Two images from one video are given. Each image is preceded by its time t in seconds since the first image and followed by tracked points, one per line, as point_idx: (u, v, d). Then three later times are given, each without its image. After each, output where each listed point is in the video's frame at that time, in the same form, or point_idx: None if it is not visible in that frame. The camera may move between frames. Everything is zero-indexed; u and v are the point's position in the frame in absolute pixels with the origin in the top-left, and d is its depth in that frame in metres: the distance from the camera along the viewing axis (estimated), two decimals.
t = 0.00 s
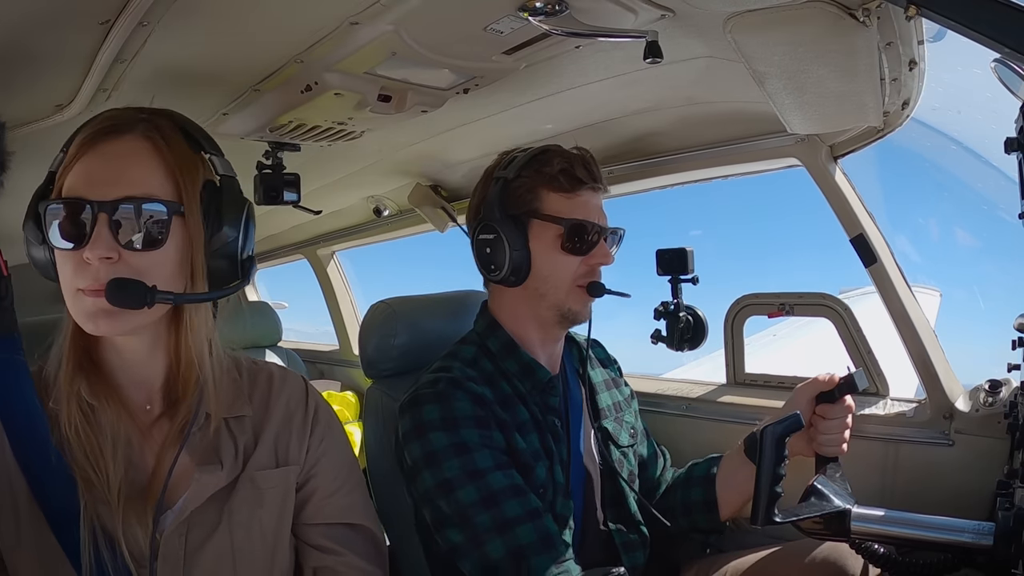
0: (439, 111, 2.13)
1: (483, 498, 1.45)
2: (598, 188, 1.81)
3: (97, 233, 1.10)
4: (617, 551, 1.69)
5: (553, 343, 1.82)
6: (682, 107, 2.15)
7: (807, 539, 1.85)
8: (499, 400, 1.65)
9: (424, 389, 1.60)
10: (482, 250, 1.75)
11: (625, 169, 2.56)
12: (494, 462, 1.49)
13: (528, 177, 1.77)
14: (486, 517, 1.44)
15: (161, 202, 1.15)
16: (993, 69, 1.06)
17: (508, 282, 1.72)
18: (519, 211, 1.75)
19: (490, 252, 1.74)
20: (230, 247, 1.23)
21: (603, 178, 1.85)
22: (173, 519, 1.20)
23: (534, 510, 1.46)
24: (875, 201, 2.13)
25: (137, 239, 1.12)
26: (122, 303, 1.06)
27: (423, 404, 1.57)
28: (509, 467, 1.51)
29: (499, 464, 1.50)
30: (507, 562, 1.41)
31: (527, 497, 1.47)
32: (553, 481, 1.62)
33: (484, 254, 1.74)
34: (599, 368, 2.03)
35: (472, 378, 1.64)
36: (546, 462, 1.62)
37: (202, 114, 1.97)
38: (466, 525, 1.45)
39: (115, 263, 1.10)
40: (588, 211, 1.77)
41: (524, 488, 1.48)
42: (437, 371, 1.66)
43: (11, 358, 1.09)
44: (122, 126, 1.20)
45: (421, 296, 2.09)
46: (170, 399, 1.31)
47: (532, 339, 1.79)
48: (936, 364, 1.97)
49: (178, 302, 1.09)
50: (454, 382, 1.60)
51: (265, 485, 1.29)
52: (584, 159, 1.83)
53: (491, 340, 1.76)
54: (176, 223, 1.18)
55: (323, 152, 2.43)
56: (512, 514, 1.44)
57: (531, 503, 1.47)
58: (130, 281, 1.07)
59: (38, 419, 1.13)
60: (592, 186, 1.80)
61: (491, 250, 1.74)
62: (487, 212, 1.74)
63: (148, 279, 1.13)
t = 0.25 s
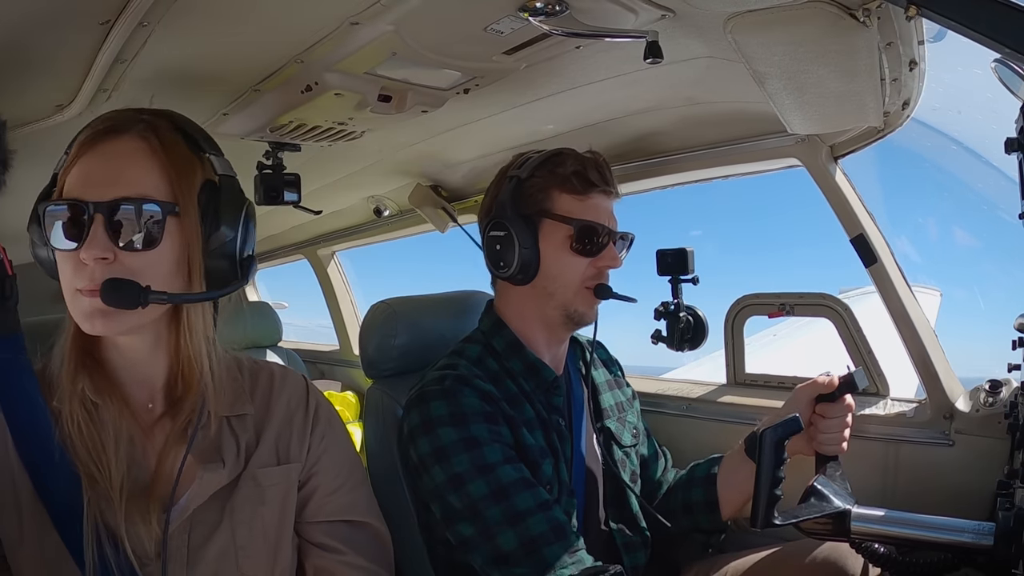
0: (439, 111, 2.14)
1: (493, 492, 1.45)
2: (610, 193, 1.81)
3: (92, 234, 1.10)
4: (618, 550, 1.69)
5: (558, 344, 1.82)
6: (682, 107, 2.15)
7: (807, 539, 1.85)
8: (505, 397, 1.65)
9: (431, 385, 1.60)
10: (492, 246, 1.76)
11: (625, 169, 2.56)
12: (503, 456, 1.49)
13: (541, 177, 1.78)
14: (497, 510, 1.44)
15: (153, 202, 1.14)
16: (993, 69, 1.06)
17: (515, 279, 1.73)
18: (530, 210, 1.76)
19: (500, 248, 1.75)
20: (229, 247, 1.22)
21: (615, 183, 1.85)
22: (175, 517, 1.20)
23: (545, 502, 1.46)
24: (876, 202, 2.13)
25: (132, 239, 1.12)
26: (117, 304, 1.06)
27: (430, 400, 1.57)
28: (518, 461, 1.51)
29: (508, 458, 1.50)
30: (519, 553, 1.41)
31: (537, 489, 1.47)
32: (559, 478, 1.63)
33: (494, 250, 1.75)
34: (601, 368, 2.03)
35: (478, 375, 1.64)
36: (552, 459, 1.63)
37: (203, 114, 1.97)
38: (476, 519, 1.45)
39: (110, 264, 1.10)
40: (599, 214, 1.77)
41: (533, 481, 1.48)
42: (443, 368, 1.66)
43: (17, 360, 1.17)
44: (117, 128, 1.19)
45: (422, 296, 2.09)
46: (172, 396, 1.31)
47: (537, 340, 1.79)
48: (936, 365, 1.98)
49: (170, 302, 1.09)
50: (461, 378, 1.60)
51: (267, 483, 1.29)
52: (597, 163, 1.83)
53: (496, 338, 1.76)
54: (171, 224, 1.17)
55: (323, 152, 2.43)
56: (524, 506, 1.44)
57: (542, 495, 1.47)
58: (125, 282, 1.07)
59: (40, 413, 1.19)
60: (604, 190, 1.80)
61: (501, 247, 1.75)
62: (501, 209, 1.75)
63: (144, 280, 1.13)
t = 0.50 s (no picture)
0: (439, 111, 2.14)
1: (497, 488, 1.45)
2: (617, 196, 1.81)
3: (79, 240, 1.11)
4: (618, 550, 1.70)
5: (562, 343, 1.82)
6: (682, 106, 2.15)
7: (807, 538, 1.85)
8: (509, 395, 1.65)
9: (436, 382, 1.61)
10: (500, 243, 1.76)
11: (625, 169, 2.56)
12: (507, 453, 1.49)
13: (551, 177, 1.78)
14: (501, 506, 1.44)
15: (126, 204, 1.13)
16: (993, 68, 1.06)
17: (521, 276, 1.73)
18: (538, 209, 1.76)
19: (508, 246, 1.75)
20: (215, 236, 1.22)
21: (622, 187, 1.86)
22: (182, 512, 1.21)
23: (548, 499, 1.46)
24: (876, 202, 2.14)
25: (117, 239, 1.12)
26: (104, 304, 1.08)
27: (435, 397, 1.58)
28: (522, 458, 1.50)
29: (512, 455, 1.50)
30: (521, 549, 1.41)
31: (541, 486, 1.47)
32: (560, 475, 1.63)
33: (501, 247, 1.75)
34: (601, 368, 2.03)
35: (482, 372, 1.64)
36: (555, 457, 1.63)
37: (202, 114, 1.97)
38: (480, 515, 1.45)
39: (98, 269, 1.11)
40: (606, 217, 1.77)
41: (537, 478, 1.48)
42: (448, 365, 1.66)
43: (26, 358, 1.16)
44: (90, 140, 1.18)
45: (422, 295, 2.09)
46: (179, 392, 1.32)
47: (541, 339, 1.79)
48: (937, 365, 1.98)
49: (155, 295, 1.09)
50: (465, 375, 1.60)
51: (272, 480, 1.30)
52: (604, 165, 1.83)
53: (500, 336, 1.77)
54: (151, 220, 1.16)
55: (323, 152, 2.43)
56: (527, 503, 1.43)
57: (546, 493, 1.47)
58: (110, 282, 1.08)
59: (50, 408, 1.17)
60: (612, 193, 1.80)
61: (509, 244, 1.75)
62: (510, 208, 1.75)
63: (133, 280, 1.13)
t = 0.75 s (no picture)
0: (439, 110, 2.13)
1: (499, 490, 1.44)
2: (616, 192, 1.81)
3: (59, 237, 1.11)
4: (618, 549, 1.70)
5: (562, 341, 1.82)
6: (683, 106, 2.14)
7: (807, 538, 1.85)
8: (509, 394, 1.65)
9: (437, 381, 1.60)
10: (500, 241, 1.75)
11: (625, 168, 2.56)
12: (508, 454, 1.49)
13: (550, 174, 1.77)
14: (502, 508, 1.43)
15: (103, 198, 1.13)
16: (993, 68, 1.06)
17: (522, 274, 1.72)
18: (538, 206, 1.75)
19: (508, 243, 1.74)
20: (195, 223, 1.19)
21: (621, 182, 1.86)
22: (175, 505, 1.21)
23: (549, 502, 1.46)
24: (875, 201, 2.13)
25: (95, 232, 1.12)
26: (85, 295, 1.07)
27: (437, 396, 1.57)
28: (523, 460, 1.50)
29: (513, 456, 1.50)
30: (522, 553, 1.40)
31: (542, 489, 1.47)
32: (562, 476, 1.63)
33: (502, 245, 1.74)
34: (601, 367, 2.03)
35: (483, 371, 1.64)
36: (556, 458, 1.63)
37: (202, 114, 1.97)
38: (480, 516, 1.45)
39: (79, 263, 1.11)
40: (606, 213, 1.77)
41: (538, 481, 1.48)
42: (447, 364, 1.66)
43: (22, 356, 1.18)
44: (66, 142, 1.19)
45: (421, 294, 2.09)
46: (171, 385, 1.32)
47: (541, 337, 1.79)
48: (937, 365, 1.97)
49: (133, 281, 1.09)
50: (466, 374, 1.60)
51: (265, 474, 1.29)
52: (604, 161, 1.83)
53: (500, 336, 1.77)
54: (125, 210, 1.16)
55: (322, 152, 2.43)
56: (528, 506, 1.44)
57: (546, 496, 1.47)
58: (88, 273, 1.07)
59: (43, 403, 1.18)
60: (611, 189, 1.80)
61: (509, 242, 1.74)
62: (510, 205, 1.74)
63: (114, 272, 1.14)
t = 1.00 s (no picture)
0: (439, 111, 2.13)
1: (498, 492, 1.45)
2: (607, 191, 1.82)
3: (58, 242, 1.11)
4: (617, 549, 1.70)
5: (556, 344, 1.83)
6: (683, 107, 2.14)
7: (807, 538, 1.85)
8: (505, 399, 1.65)
9: (433, 387, 1.60)
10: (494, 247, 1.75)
11: (625, 169, 2.56)
12: (506, 457, 1.49)
13: (539, 177, 1.78)
14: (502, 510, 1.43)
15: (102, 202, 1.13)
16: (993, 69, 1.06)
17: (517, 279, 1.72)
18: (530, 210, 1.75)
19: (501, 249, 1.74)
20: (194, 228, 1.20)
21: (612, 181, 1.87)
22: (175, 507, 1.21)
23: (550, 502, 1.46)
24: (875, 202, 2.14)
25: (94, 238, 1.12)
26: (85, 301, 1.07)
27: (432, 400, 1.57)
28: (522, 462, 1.51)
29: (511, 459, 1.50)
30: (524, 551, 1.40)
31: (542, 490, 1.47)
32: (561, 477, 1.63)
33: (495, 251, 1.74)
34: (597, 369, 2.03)
35: (477, 376, 1.64)
36: (554, 460, 1.63)
37: (202, 114, 1.97)
38: (481, 518, 1.45)
39: (79, 269, 1.11)
40: (597, 213, 1.78)
41: (537, 482, 1.49)
42: (442, 369, 1.66)
43: (23, 358, 1.17)
44: (63, 144, 1.18)
45: (420, 295, 2.09)
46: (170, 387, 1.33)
47: (536, 341, 1.79)
48: (937, 366, 1.97)
49: (134, 287, 1.08)
50: (462, 379, 1.60)
51: (264, 476, 1.30)
52: (594, 161, 1.83)
53: (493, 340, 1.76)
54: (124, 215, 1.16)
55: (322, 152, 2.43)
56: (529, 507, 1.43)
57: (547, 496, 1.47)
58: (89, 279, 1.08)
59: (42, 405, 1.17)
60: (602, 188, 1.80)
61: (501, 247, 1.74)
62: (500, 209, 1.73)
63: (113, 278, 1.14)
